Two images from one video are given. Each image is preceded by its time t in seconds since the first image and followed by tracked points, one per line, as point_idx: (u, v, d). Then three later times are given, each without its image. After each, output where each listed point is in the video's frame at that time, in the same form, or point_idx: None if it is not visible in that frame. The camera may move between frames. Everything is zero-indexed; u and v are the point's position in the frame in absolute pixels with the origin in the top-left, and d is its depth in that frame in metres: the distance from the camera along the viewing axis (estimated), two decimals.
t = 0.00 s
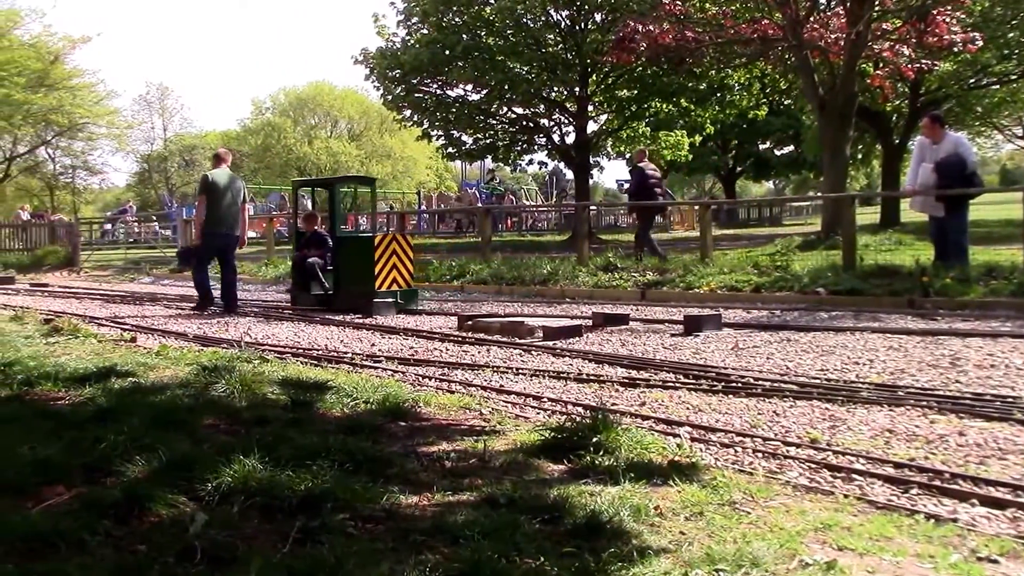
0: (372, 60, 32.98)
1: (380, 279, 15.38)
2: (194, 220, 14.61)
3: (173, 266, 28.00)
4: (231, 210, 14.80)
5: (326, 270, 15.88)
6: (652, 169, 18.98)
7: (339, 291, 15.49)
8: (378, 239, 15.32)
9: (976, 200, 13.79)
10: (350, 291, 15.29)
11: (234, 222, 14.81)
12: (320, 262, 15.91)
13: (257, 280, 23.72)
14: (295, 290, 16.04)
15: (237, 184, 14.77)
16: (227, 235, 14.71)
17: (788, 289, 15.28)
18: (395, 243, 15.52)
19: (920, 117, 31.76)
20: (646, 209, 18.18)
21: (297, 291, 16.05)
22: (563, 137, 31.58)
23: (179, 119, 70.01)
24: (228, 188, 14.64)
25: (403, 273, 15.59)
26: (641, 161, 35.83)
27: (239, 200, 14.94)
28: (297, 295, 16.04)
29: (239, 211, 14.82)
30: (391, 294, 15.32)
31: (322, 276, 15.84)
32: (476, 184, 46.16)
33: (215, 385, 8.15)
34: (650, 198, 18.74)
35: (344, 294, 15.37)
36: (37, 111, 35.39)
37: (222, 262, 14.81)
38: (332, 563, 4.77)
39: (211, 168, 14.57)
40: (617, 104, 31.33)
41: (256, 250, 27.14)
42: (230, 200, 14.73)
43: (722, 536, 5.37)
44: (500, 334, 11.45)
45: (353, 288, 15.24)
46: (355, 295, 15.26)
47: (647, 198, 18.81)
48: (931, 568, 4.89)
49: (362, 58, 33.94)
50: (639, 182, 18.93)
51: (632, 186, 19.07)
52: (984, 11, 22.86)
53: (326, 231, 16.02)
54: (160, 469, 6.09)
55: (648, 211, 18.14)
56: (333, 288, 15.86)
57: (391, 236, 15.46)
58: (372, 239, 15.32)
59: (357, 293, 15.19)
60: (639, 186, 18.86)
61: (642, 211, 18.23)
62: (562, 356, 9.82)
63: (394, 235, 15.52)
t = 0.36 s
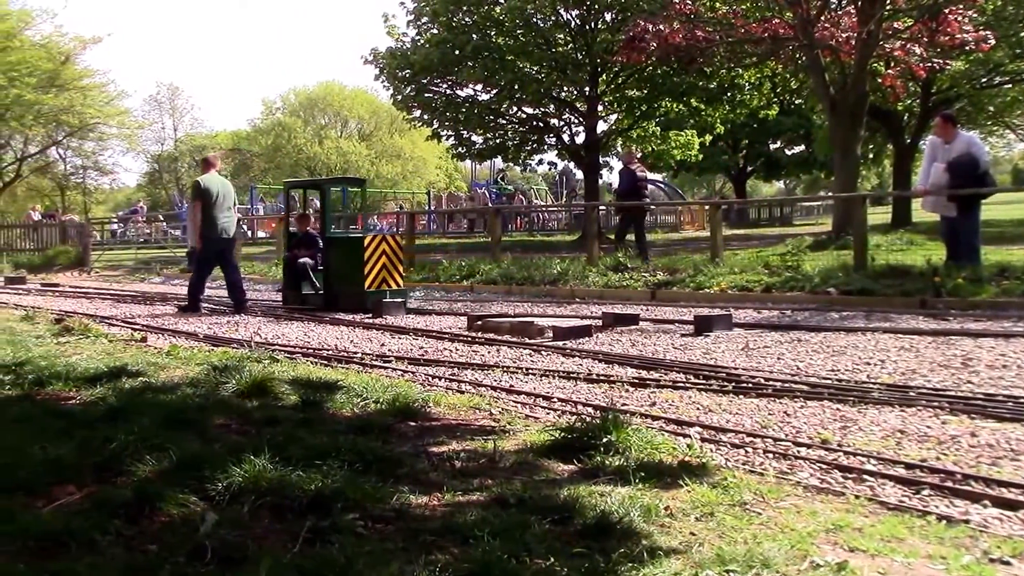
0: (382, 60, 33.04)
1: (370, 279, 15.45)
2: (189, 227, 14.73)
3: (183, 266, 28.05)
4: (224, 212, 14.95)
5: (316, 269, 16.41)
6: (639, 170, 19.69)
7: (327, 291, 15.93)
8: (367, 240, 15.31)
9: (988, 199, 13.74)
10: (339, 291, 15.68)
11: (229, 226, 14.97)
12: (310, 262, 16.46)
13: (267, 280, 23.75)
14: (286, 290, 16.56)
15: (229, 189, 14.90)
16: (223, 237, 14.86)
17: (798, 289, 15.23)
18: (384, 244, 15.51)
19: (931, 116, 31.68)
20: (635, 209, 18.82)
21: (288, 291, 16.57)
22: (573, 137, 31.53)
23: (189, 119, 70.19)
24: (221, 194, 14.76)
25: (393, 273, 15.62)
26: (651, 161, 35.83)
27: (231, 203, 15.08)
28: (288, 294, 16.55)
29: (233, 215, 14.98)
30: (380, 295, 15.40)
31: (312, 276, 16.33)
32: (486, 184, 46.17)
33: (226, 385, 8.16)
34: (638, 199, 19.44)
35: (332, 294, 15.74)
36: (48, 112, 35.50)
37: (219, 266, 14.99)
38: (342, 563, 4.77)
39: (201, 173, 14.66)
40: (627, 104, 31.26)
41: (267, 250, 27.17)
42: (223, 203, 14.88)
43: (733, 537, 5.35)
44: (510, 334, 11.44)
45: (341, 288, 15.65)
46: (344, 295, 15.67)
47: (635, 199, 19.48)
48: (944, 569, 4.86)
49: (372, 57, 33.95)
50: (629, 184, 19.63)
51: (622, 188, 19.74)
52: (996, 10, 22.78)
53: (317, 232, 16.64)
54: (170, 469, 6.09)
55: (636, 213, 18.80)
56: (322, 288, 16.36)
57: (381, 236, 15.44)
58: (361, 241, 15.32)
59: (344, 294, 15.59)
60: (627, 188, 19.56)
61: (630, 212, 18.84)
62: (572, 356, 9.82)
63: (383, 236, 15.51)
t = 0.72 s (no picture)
0: (391, 60, 33.09)
1: (360, 277, 15.96)
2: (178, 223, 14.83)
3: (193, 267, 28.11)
4: (213, 209, 14.99)
5: (308, 269, 16.46)
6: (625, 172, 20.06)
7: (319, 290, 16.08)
8: (358, 241, 15.77)
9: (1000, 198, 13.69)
10: (328, 290, 15.93)
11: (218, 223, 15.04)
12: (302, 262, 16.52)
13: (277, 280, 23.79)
14: (279, 290, 16.62)
15: (219, 186, 15.01)
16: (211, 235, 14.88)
17: (809, 289, 15.19)
18: (374, 245, 15.95)
19: (943, 115, 31.59)
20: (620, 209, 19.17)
21: (281, 291, 16.64)
22: (583, 137, 31.47)
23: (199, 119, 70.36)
24: (210, 190, 14.87)
25: (382, 272, 16.13)
26: (662, 160, 35.83)
27: (222, 201, 15.17)
28: (282, 295, 16.63)
29: (223, 213, 15.06)
30: (369, 294, 15.94)
31: (303, 276, 16.38)
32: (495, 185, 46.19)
33: (236, 385, 8.18)
34: (629, 200, 19.82)
35: (324, 293, 15.94)
36: (59, 112, 35.57)
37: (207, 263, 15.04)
38: (351, 563, 4.77)
39: (191, 169, 14.81)
40: (637, 104, 31.18)
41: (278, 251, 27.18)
42: (210, 200, 14.93)
43: (744, 538, 5.34)
44: (519, 334, 11.43)
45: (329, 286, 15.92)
46: (333, 295, 15.93)
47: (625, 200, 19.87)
48: (955, 571, 4.84)
49: (382, 57, 33.97)
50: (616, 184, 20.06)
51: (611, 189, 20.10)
52: (1009, 8, 22.70)
53: (309, 232, 16.72)
54: (180, 469, 6.09)
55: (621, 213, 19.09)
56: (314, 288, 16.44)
57: (371, 237, 15.88)
58: (352, 241, 15.78)
59: (334, 293, 15.90)
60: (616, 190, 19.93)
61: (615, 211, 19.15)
62: (581, 356, 9.81)
63: (374, 236, 15.92)
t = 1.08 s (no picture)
0: (405, 60, 33.11)
1: (357, 278, 15.99)
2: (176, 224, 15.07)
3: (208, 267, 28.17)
4: (212, 212, 15.21)
5: (305, 269, 16.72)
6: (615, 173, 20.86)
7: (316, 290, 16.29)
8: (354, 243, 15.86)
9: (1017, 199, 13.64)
10: (326, 290, 16.03)
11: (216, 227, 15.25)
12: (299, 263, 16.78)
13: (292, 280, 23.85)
14: (274, 289, 16.81)
15: (219, 190, 15.24)
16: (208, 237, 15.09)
17: (824, 289, 15.14)
18: (370, 245, 16.06)
19: (960, 114, 31.42)
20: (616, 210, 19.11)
21: (276, 290, 16.83)
22: (597, 137, 31.42)
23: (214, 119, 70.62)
24: (210, 193, 15.10)
25: (378, 273, 16.23)
26: (676, 160, 35.77)
27: (221, 205, 15.39)
28: (277, 294, 16.81)
29: (222, 217, 15.27)
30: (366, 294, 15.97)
31: (300, 276, 16.64)
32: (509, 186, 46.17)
33: (251, 385, 8.20)
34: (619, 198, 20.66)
35: (320, 293, 16.15)
36: (75, 112, 35.69)
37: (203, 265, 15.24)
38: (366, 563, 4.77)
39: (192, 173, 15.07)
40: (652, 103, 31.06)
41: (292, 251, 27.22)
42: (210, 203, 15.13)
43: (758, 539, 5.32)
44: (534, 334, 11.42)
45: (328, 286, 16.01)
46: (330, 296, 16.06)
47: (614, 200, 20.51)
48: (973, 573, 4.81)
49: (397, 57, 34.02)
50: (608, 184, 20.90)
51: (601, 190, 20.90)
52: None
53: (306, 233, 16.99)
54: (196, 469, 6.10)
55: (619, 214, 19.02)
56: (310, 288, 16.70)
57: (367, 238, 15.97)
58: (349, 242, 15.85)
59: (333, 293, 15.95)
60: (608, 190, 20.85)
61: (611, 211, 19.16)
62: (596, 356, 9.80)
63: (368, 236, 16.05)
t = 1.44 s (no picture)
0: (438, 61, 33.18)
1: (371, 278, 16.08)
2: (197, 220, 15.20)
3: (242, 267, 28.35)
4: (232, 211, 15.36)
5: (321, 268, 16.79)
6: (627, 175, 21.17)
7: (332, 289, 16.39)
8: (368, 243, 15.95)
9: None
10: (343, 290, 16.12)
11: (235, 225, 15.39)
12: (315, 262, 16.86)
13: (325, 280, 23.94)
14: (291, 288, 16.90)
15: (240, 189, 15.42)
16: (228, 235, 15.24)
17: (861, 289, 15.00)
18: (385, 246, 16.17)
19: (999, 112, 31.02)
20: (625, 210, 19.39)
21: (293, 289, 16.92)
22: (630, 136, 31.33)
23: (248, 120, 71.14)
24: (232, 192, 15.27)
25: (393, 273, 16.32)
26: (710, 159, 35.59)
27: (241, 205, 15.55)
28: (294, 293, 16.91)
29: (241, 216, 15.43)
30: (379, 294, 16.04)
31: (317, 275, 16.71)
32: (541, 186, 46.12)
33: (285, 384, 8.25)
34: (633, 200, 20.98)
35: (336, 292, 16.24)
36: (111, 114, 36.04)
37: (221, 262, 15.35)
38: (400, 562, 4.78)
39: (216, 170, 15.26)
40: (684, 103, 30.97)
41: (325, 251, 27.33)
42: (232, 202, 15.33)
43: (795, 541, 5.28)
44: (566, 334, 11.41)
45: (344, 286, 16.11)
46: (346, 296, 16.12)
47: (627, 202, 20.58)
48: None
49: (429, 57, 34.10)
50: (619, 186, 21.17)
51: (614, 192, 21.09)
52: None
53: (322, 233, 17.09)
54: (231, 468, 6.14)
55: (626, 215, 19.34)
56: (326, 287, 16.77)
57: (382, 238, 16.07)
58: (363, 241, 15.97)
59: (346, 293, 16.09)
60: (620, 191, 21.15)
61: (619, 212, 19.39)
62: (629, 356, 9.77)
63: (384, 237, 16.16)
